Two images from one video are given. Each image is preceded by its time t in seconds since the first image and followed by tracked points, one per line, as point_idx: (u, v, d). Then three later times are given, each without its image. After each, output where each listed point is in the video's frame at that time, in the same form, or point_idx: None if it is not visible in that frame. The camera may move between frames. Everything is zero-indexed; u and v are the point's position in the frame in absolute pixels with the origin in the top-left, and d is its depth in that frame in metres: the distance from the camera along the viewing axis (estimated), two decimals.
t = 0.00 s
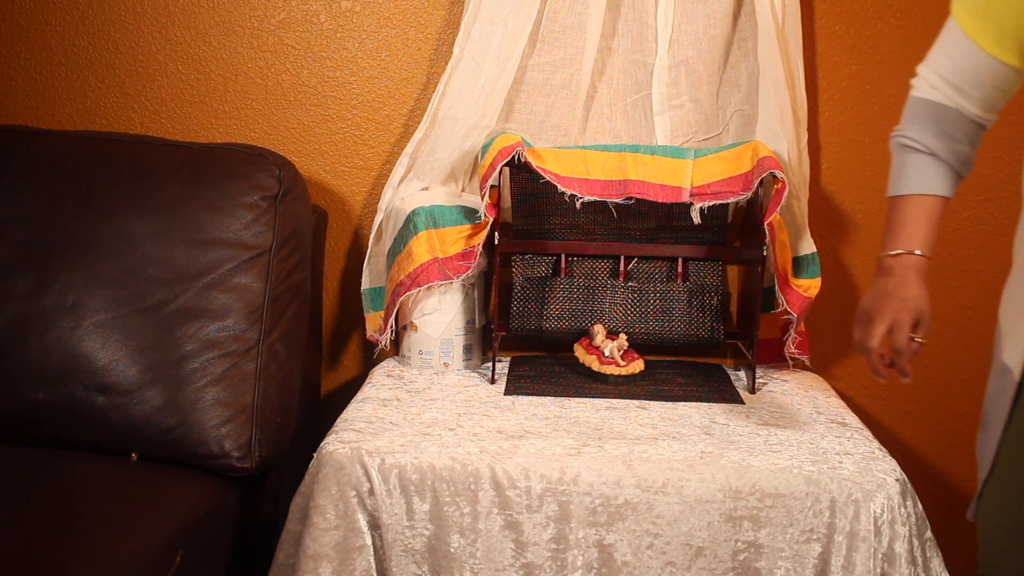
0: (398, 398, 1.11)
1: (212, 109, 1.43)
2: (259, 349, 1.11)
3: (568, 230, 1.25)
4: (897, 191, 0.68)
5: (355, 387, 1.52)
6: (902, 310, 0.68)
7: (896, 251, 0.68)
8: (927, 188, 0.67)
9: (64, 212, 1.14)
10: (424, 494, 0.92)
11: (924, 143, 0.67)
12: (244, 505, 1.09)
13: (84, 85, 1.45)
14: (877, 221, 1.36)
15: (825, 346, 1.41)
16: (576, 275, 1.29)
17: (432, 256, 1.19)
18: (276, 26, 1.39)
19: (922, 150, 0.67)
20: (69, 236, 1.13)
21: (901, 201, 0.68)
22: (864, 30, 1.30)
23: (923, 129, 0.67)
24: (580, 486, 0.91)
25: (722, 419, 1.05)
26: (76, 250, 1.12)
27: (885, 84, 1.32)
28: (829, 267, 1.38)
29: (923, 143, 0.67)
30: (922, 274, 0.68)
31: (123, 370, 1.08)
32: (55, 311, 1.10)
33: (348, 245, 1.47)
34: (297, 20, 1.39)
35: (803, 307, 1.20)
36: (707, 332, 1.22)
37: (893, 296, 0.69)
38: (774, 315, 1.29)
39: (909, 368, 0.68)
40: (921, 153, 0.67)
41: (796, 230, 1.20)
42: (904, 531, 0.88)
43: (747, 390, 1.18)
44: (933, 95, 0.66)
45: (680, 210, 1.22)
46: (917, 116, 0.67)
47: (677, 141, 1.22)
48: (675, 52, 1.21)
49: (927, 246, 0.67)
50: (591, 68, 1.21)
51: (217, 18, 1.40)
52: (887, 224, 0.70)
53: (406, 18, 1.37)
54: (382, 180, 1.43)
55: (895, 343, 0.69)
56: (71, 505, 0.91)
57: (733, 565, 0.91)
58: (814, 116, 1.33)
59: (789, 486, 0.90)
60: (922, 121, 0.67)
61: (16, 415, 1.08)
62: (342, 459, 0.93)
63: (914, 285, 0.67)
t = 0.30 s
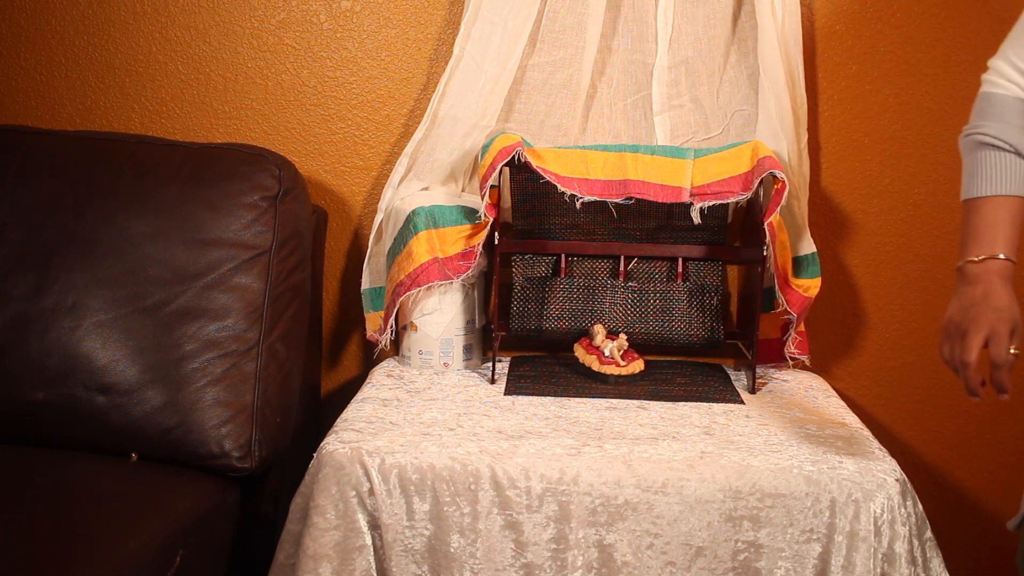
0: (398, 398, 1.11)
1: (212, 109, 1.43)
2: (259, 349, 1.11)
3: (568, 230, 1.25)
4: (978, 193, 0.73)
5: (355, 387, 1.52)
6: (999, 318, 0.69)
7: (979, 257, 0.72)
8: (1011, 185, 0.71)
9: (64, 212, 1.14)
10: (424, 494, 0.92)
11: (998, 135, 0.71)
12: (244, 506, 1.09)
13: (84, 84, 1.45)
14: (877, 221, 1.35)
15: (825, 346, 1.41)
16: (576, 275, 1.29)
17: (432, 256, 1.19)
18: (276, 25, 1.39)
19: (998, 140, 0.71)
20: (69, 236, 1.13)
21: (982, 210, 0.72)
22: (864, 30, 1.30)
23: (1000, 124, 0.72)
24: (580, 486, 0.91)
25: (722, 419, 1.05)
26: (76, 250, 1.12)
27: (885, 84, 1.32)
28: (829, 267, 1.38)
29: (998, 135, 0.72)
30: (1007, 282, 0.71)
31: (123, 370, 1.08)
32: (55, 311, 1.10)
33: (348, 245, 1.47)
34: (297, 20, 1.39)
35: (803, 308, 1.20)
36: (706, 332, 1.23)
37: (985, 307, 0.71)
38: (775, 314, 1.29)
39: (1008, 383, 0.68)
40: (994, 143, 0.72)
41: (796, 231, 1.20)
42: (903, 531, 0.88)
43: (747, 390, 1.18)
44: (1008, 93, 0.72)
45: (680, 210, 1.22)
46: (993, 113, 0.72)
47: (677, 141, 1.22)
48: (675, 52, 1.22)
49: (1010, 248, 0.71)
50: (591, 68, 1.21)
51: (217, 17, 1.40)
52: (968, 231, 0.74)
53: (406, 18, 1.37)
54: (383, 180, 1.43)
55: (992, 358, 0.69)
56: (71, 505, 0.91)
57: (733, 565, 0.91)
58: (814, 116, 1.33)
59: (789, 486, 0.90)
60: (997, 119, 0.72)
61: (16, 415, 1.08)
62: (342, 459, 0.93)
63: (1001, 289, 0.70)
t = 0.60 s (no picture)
0: (398, 398, 1.11)
1: (212, 109, 1.43)
2: (259, 349, 1.11)
3: (568, 230, 1.25)
4: (998, 203, 0.73)
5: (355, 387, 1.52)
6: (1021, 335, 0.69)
7: (999, 269, 0.71)
8: None
9: (64, 212, 1.14)
10: (424, 494, 0.92)
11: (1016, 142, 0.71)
12: (244, 506, 1.09)
13: (84, 84, 1.45)
14: (877, 221, 1.36)
15: (825, 346, 1.41)
16: (576, 275, 1.29)
17: (432, 256, 1.19)
18: (276, 25, 1.39)
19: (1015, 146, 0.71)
20: (69, 236, 1.13)
21: (1003, 220, 0.72)
22: (863, 30, 1.30)
23: (1019, 132, 0.71)
24: (580, 486, 0.91)
25: (722, 419, 1.05)
26: (76, 250, 1.12)
27: (885, 84, 1.32)
28: (828, 267, 1.38)
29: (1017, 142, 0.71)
30: None
31: (123, 370, 1.08)
32: (55, 311, 1.10)
33: (348, 245, 1.47)
34: (297, 20, 1.39)
35: (803, 308, 1.20)
36: (706, 332, 1.23)
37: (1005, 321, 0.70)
38: (775, 314, 1.29)
39: None
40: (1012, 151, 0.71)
41: (796, 230, 1.20)
42: (904, 531, 0.88)
43: (747, 390, 1.18)
44: None
45: (680, 211, 1.22)
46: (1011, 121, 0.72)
47: (677, 141, 1.22)
48: (675, 52, 1.22)
49: None
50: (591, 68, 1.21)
51: (217, 17, 1.40)
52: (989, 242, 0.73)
53: (406, 18, 1.37)
54: (382, 180, 1.43)
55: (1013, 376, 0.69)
56: (71, 505, 0.91)
57: (733, 565, 0.91)
58: (814, 116, 1.33)
59: (789, 486, 0.90)
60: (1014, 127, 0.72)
61: (15, 415, 1.08)
62: (343, 459, 0.93)
63: None
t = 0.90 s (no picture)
0: (398, 398, 1.11)
1: (212, 109, 1.43)
2: (259, 349, 1.11)
3: (568, 230, 1.25)
4: (1000, 210, 0.72)
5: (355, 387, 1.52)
6: None
7: (1003, 278, 0.71)
8: None
9: (64, 212, 1.14)
10: (424, 494, 0.92)
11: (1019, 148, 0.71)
12: (244, 506, 1.09)
13: (84, 85, 1.45)
14: (877, 221, 1.36)
15: (825, 346, 1.41)
16: (576, 275, 1.29)
17: (432, 256, 1.19)
18: (276, 26, 1.39)
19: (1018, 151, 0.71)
20: (69, 235, 1.13)
21: (1006, 227, 0.72)
22: (864, 30, 1.30)
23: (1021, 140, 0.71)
24: (580, 486, 0.91)
25: (722, 419, 1.05)
26: (76, 251, 1.12)
27: (885, 84, 1.32)
28: (828, 267, 1.38)
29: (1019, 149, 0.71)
30: None
31: (123, 370, 1.08)
32: (55, 311, 1.10)
33: (348, 245, 1.47)
34: (297, 20, 1.39)
35: (803, 308, 1.20)
36: (706, 332, 1.23)
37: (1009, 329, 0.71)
38: (775, 314, 1.29)
39: None
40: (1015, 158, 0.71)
41: (796, 231, 1.20)
42: (904, 531, 0.88)
43: (747, 390, 1.18)
44: None
45: (680, 210, 1.22)
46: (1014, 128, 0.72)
47: (677, 141, 1.22)
48: (674, 52, 1.22)
49: None
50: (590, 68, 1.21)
51: (217, 17, 1.40)
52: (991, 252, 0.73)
53: (406, 18, 1.37)
54: (382, 180, 1.43)
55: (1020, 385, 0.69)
56: (71, 505, 0.91)
57: (733, 565, 0.91)
58: (814, 116, 1.33)
59: (789, 486, 0.90)
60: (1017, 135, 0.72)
61: (15, 415, 1.08)
62: (343, 459, 0.93)
63: None
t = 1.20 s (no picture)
0: (398, 398, 1.11)
1: (212, 109, 1.44)
2: (259, 349, 1.11)
3: (568, 230, 1.25)
4: (991, 212, 0.73)
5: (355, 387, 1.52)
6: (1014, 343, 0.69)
7: (994, 280, 0.71)
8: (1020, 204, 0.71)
9: (64, 212, 1.14)
10: (424, 494, 0.92)
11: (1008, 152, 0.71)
12: (244, 506, 1.09)
13: (84, 85, 1.45)
14: (877, 221, 1.35)
15: (825, 346, 1.41)
16: (576, 275, 1.29)
17: (432, 256, 1.19)
18: (276, 25, 1.39)
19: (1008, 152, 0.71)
20: (69, 235, 1.13)
21: (996, 230, 0.72)
22: (864, 30, 1.30)
23: (1010, 142, 0.71)
24: (580, 486, 0.91)
25: (722, 419, 1.05)
26: (76, 251, 1.12)
27: (885, 84, 1.32)
28: (828, 267, 1.38)
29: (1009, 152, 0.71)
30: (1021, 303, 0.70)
31: (123, 370, 1.08)
32: (55, 311, 1.10)
33: (348, 245, 1.47)
34: (297, 20, 1.39)
35: (803, 308, 1.20)
36: (706, 332, 1.23)
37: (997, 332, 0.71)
38: (775, 314, 1.29)
39: None
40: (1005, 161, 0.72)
41: (796, 231, 1.20)
42: (904, 531, 0.88)
43: (747, 390, 1.18)
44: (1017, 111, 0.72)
45: (680, 210, 1.22)
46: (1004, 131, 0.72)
47: (677, 141, 1.22)
48: (674, 52, 1.22)
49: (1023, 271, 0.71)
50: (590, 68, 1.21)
51: (217, 17, 1.40)
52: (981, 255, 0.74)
53: (406, 18, 1.37)
54: (382, 180, 1.43)
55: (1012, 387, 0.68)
56: (71, 505, 0.91)
57: (733, 565, 0.91)
58: (814, 116, 1.33)
59: (789, 486, 0.90)
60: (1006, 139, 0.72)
61: (15, 415, 1.08)
62: (342, 459, 0.93)
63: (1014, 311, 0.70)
